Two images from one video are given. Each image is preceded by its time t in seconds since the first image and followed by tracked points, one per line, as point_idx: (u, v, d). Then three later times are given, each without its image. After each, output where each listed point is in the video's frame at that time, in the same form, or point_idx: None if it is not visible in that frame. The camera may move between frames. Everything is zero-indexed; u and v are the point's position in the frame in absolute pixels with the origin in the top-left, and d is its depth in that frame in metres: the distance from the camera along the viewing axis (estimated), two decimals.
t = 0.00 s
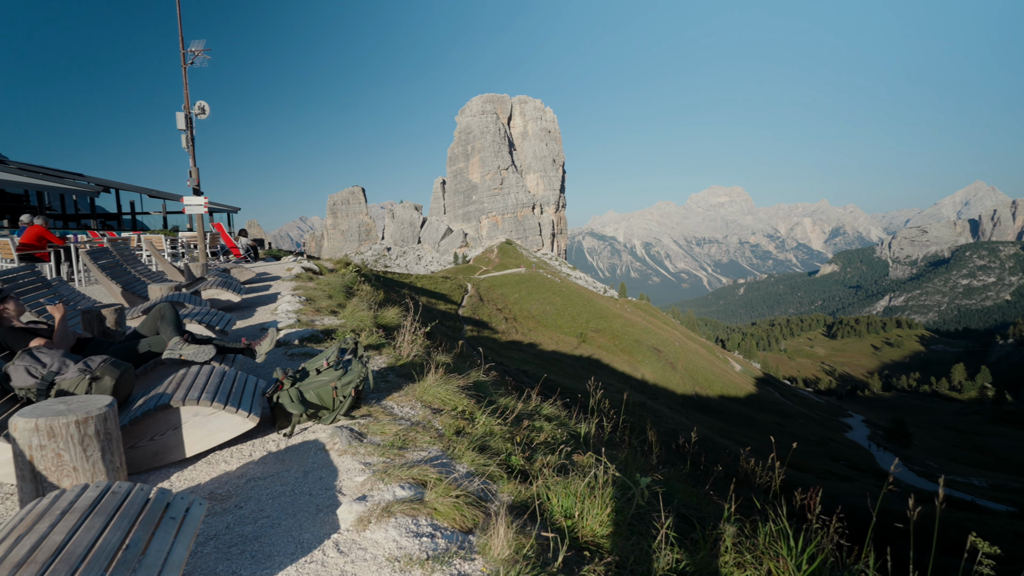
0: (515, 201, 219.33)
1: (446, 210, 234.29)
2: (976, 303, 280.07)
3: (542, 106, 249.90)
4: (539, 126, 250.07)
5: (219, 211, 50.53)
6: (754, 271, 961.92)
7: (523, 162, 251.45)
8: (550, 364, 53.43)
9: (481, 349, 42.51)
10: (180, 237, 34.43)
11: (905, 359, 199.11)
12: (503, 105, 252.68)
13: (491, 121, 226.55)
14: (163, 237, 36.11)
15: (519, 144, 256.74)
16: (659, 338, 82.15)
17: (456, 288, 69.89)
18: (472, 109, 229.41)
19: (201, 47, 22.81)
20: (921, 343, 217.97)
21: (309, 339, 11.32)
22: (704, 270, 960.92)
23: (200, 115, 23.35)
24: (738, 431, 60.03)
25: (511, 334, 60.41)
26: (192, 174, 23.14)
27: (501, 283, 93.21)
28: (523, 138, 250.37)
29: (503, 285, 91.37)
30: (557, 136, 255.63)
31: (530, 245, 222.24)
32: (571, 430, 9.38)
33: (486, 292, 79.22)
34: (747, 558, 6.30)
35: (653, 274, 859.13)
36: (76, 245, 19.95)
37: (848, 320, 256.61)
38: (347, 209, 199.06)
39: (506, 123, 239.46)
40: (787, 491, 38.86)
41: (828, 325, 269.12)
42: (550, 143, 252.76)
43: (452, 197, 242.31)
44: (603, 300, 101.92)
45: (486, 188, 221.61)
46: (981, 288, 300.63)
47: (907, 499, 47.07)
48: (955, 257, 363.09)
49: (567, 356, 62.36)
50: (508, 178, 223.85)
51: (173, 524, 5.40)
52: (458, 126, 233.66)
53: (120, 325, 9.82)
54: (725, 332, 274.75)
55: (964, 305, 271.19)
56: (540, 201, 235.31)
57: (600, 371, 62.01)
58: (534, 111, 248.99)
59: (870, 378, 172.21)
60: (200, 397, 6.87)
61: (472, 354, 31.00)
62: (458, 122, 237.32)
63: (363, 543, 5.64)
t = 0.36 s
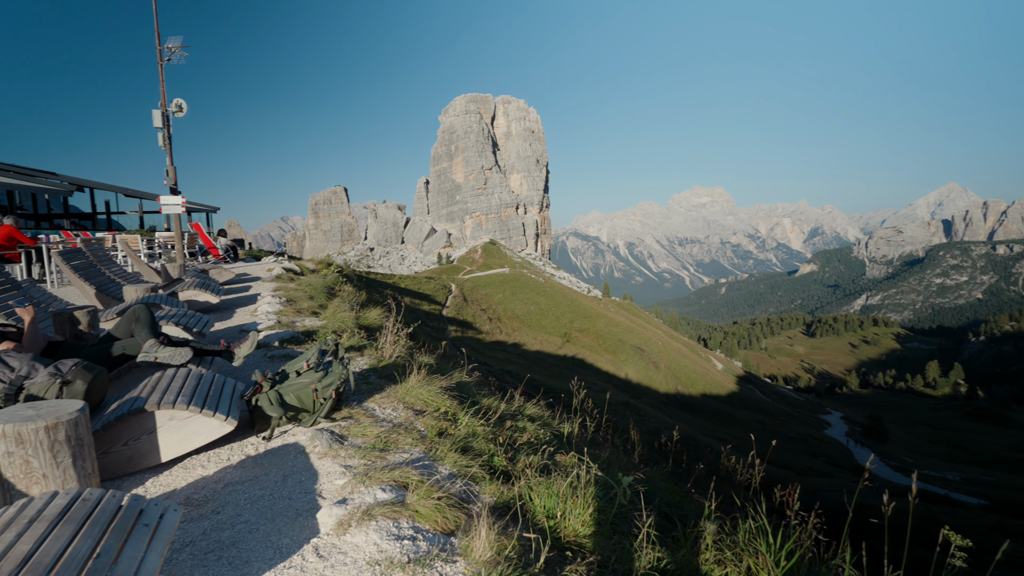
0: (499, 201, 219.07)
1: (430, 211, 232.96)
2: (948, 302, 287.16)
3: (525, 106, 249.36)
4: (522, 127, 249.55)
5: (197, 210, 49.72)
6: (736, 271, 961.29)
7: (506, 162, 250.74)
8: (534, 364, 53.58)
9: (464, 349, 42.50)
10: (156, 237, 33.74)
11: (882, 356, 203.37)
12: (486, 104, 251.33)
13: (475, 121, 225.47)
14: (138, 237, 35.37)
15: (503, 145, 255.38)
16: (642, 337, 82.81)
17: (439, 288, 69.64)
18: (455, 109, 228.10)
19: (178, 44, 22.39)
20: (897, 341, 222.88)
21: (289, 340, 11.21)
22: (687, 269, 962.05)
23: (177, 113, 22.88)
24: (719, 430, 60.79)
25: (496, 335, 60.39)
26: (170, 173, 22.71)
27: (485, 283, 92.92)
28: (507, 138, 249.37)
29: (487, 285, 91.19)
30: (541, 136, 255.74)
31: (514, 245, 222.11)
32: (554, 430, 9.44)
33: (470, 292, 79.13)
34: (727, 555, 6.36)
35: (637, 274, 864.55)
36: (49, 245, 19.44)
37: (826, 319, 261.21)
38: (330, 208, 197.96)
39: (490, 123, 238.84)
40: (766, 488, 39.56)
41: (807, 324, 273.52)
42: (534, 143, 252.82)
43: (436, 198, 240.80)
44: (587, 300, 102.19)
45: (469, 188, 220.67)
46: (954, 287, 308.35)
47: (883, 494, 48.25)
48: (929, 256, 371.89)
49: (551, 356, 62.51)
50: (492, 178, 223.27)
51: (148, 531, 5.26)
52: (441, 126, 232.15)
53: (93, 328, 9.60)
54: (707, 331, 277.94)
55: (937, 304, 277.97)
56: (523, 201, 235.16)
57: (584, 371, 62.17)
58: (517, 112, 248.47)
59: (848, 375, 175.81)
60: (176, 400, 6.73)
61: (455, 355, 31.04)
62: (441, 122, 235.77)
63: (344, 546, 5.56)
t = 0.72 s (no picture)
0: (482, 202, 218.27)
1: (412, 211, 231.01)
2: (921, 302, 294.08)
3: (508, 107, 248.23)
4: (505, 127, 248.93)
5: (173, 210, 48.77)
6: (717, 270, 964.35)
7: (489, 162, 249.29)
8: (517, 364, 53.64)
9: (446, 350, 42.52)
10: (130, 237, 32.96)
11: (858, 355, 207.85)
12: (468, 105, 249.73)
13: (458, 120, 223.84)
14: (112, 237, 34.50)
15: (485, 145, 249.76)
16: (625, 337, 83.35)
17: (422, 289, 69.37)
18: (438, 109, 226.45)
19: (153, 40, 21.85)
20: (872, 340, 227.76)
21: (268, 343, 11.08)
22: (669, 269, 963.18)
23: (152, 111, 22.31)
24: (701, 428, 61.63)
25: (479, 335, 60.30)
26: (144, 172, 22.15)
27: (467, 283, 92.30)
28: (489, 139, 247.70)
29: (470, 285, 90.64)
30: (523, 137, 255.17)
31: (497, 246, 221.45)
32: (537, 431, 9.48)
33: (453, 293, 78.92)
34: (705, 554, 6.42)
35: (621, 274, 868.49)
36: (16, 246, 18.83)
37: (804, 319, 265.70)
38: (310, 209, 197.97)
39: (473, 123, 237.80)
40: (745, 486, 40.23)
41: (786, 324, 277.65)
42: (517, 143, 252.46)
43: (418, 198, 238.49)
44: (570, 300, 102.34)
45: (452, 188, 219.12)
46: (926, 287, 316.25)
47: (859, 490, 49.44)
48: (903, 257, 380.26)
49: (534, 356, 62.61)
50: (475, 179, 222.19)
51: (119, 539, 5.12)
52: (424, 126, 230.12)
53: (62, 331, 9.35)
54: (688, 331, 280.54)
55: (910, 303, 284.67)
56: (506, 202, 234.76)
57: (567, 371, 62.33)
58: (500, 112, 247.36)
59: (825, 374, 179.21)
60: (149, 405, 6.56)
61: (438, 356, 31.12)
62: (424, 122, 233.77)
63: (321, 552, 5.47)
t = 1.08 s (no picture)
0: (465, 203, 217.33)
1: (395, 212, 229.12)
2: (896, 304, 300.63)
3: (492, 108, 247.10)
4: (489, 128, 247.81)
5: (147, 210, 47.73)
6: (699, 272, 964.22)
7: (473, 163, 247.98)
8: (500, 365, 53.58)
9: (429, 352, 42.50)
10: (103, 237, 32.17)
11: (835, 355, 212.02)
12: (452, 106, 248.27)
13: (441, 121, 222.35)
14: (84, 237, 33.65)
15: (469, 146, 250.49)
16: (608, 338, 83.85)
17: (405, 290, 69.06)
18: (421, 109, 224.68)
19: (128, 36, 21.40)
20: (849, 341, 232.28)
21: (246, 345, 10.94)
22: (652, 271, 964.46)
23: (128, 108, 21.82)
24: (682, 429, 62.35)
25: (462, 337, 60.20)
26: (119, 170, 21.68)
27: (451, 284, 91.85)
28: (472, 140, 245.74)
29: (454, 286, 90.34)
30: (507, 138, 254.33)
31: (481, 247, 220.73)
32: (518, 433, 9.50)
33: (436, 294, 78.66)
34: (685, 554, 6.46)
35: (606, 275, 871.24)
36: None
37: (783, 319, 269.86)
38: (291, 209, 196.73)
39: (456, 124, 236.56)
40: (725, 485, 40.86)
41: (765, 325, 281.47)
42: (501, 145, 251.73)
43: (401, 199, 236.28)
44: (553, 301, 102.55)
45: (435, 189, 217.52)
46: (901, 289, 323.56)
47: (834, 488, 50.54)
48: (878, 259, 388.26)
49: (517, 357, 62.66)
50: (458, 180, 220.93)
51: (90, 545, 4.96)
52: (407, 126, 228.06)
53: (31, 333, 9.10)
54: (670, 332, 282.68)
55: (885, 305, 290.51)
56: (489, 203, 234.05)
57: (551, 372, 62.48)
58: (484, 113, 245.14)
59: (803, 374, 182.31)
60: (122, 409, 6.41)
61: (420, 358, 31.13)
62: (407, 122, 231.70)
63: (298, 557, 5.38)
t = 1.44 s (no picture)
0: (451, 205, 215.91)
1: (381, 213, 227.53)
2: (875, 306, 306.37)
3: (476, 109, 245.45)
4: (475, 130, 245.84)
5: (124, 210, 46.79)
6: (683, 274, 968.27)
7: (458, 165, 243.36)
8: (485, 368, 53.53)
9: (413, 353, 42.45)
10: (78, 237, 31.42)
11: (816, 356, 215.43)
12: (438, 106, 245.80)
13: (427, 123, 220.99)
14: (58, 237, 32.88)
15: (454, 148, 245.21)
16: (593, 341, 84.23)
17: (390, 292, 68.72)
18: (406, 110, 222.62)
19: (105, 32, 20.95)
20: (830, 342, 235.95)
21: (226, 348, 10.80)
22: (636, 273, 962.89)
23: (105, 106, 21.34)
24: (666, 430, 63.00)
25: (447, 339, 60.01)
26: (96, 169, 21.23)
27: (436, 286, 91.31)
28: (458, 142, 244.20)
29: (439, 288, 89.92)
30: (492, 139, 253.14)
31: (466, 249, 219.88)
32: (502, 435, 9.52)
33: (421, 296, 78.37)
34: (664, 554, 6.50)
35: (592, 277, 872.70)
36: None
37: (765, 321, 272.98)
38: (274, 210, 194.53)
39: (441, 125, 234.95)
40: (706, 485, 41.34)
41: (748, 327, 284.87)
42: (486, 146, 250.56)
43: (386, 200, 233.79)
44: (538, 303, 102.72)
45: (420, 191, 215.65)
46: (879, 291, 329.42)
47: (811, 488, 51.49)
48: (858, 262, 394.03)
49: (502, 359, 62.61)
50: (444, 181, 219.18)
51: (60, 554, 4.79)
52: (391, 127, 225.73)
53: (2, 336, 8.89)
54: (654, 334, 284.09)
55: (865, 307, 294.99)
56: (475, 204, 232.98)
57: (536, 374, 62.61)
58: (467, 114, 241.93)
59: (785, 375, 184.71)
60: (95, 413, 6.26)
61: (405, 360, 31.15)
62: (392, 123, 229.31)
63: (276, 564, 5.26)
